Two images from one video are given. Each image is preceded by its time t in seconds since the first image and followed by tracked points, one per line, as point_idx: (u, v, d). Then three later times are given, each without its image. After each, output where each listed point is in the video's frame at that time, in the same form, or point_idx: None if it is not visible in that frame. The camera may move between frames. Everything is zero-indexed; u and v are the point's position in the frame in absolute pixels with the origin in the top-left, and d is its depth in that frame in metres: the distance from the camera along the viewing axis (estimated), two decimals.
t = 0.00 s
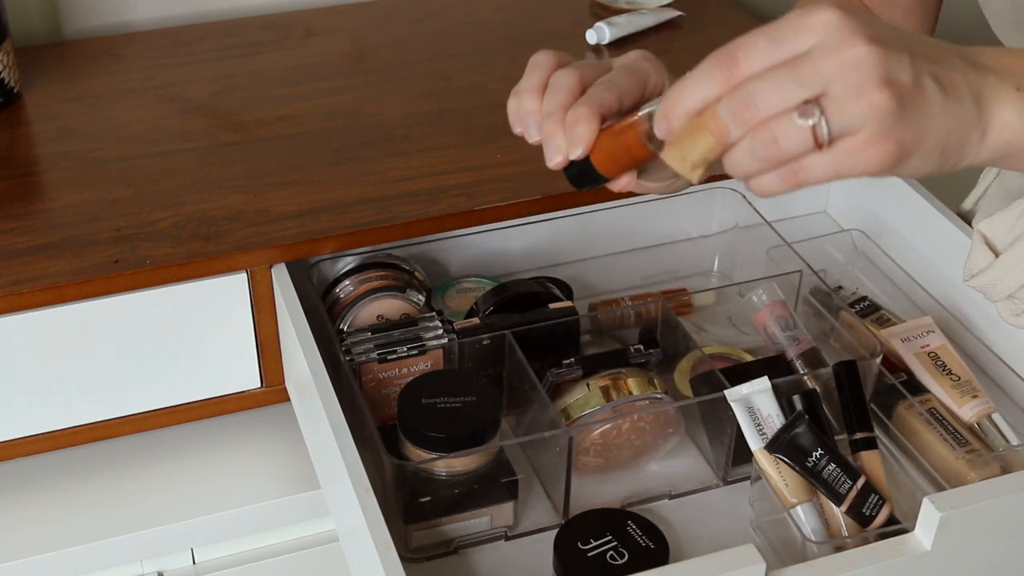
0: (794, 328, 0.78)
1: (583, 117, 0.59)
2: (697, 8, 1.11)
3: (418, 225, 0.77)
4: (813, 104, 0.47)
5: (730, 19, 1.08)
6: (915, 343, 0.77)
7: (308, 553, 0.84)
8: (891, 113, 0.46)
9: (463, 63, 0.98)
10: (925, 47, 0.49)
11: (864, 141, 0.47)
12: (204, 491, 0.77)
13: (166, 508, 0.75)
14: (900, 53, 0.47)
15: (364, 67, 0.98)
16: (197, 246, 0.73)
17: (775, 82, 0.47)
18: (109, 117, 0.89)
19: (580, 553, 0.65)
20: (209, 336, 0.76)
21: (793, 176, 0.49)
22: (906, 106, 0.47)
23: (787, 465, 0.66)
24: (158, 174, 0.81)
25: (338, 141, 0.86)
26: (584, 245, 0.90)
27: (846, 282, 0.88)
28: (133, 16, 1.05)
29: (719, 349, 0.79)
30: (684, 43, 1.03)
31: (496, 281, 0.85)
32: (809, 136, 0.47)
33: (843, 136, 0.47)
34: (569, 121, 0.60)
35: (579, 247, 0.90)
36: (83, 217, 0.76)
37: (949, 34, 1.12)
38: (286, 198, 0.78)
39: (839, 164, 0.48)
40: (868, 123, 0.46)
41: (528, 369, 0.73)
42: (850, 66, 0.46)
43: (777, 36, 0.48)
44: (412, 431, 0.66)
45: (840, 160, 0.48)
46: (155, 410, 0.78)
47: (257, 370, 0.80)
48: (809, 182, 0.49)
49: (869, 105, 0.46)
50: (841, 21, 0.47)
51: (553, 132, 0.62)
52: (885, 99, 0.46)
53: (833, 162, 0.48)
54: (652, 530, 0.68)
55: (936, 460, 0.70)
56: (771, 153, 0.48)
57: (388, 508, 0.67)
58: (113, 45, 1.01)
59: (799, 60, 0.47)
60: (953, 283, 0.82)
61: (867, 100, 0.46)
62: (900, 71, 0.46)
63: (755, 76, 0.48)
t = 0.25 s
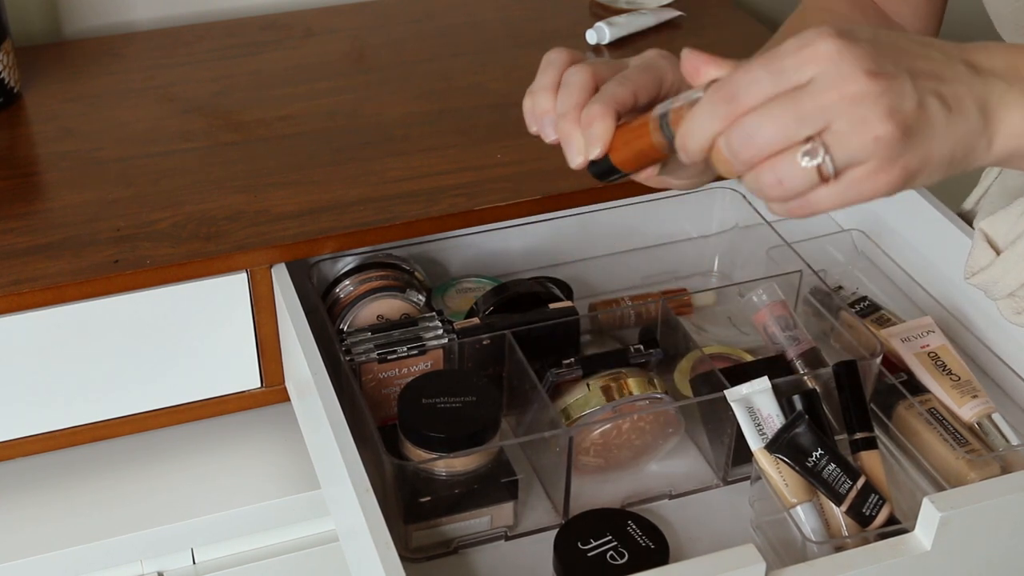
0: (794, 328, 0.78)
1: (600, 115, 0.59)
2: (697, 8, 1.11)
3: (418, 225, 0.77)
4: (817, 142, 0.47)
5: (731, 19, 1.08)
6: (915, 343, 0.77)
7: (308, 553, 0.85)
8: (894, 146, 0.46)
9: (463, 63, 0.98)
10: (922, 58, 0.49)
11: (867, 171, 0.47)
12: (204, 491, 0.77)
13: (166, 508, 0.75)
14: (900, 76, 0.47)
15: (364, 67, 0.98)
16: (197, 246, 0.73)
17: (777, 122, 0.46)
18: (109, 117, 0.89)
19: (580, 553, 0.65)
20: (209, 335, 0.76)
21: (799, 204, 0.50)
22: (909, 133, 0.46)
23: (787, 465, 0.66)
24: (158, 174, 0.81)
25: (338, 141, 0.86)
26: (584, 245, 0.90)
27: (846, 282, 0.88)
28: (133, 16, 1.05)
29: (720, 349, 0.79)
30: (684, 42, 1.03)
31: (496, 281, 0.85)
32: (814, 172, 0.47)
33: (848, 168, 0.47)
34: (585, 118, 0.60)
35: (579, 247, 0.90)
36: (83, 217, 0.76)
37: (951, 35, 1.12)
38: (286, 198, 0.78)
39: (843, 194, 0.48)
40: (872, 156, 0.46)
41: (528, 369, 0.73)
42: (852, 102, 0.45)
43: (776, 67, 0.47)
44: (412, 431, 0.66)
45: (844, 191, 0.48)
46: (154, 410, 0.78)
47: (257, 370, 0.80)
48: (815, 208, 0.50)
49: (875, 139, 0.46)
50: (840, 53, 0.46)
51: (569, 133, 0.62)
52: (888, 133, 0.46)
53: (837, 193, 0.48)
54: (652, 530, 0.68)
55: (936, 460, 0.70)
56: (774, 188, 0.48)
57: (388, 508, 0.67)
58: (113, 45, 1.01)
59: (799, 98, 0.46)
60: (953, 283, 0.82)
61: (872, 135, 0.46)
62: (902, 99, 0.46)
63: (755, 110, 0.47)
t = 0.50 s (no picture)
0: (794, 328, 0.78)
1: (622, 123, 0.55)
2: (697, 8, 1.11)
3: (418, 225, 0.77)
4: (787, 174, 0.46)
5: (730, 20, 1.08)
6: (915, 343, 0.77)
7: (308, 553, 0.84)
8: (871, 181, 0.45)
9: (463, 63, 0.98)
10: (910, 67, 0.47)
11: (843, 205, 0.46)
12: (204, 491, 0.77)
13: (166, 509, 0.75)
14: (878, 102, 0.45)
15: (364, 67, 0.98)
16: (197, 246, 0.73)
17: (741, 158, 0.46)
18: (109, 117, 0.89)
19: (580, 553, 0.65)
20: (209, 335, 0.76)
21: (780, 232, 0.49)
22: (886, 164, 0.45)
23: (787, 465, 0.66)
24: (158, 174, 0.81)
25: (338, 141, 0.86)
26: (584, 245, 0.90)
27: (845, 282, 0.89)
28: (133, 15, 1.05)
29: (720, 349, 0.79)
30: (684, 43, 1.03)
31: (495, 281, 0.85)
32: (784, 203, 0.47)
33: (822, 200, 0.46)
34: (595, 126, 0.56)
35: (579, 247, 0.90)
36: (83, 217, 0.76)
37: (950, 37, 1.13)
38: (286, 198, 0.78)
39: (822, 226, 0.47)
40: (845, 189, 0.45)
41: (528, 369, 0.73)
42: (819, 137, 0.44)
43: (744, 94, 0.46)
44: (412, 432, 0.66)
45: (823, 223, 0.47)
46: (154, 410, 0.78)
47: (257, 370, 0.80)
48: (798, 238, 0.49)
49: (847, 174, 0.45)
50: (813, 82, 0.44)
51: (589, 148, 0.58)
52: (861, 168, 0.44)
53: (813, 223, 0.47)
54: (652, 530, 0.68)
55: (936, 460, 0.70)
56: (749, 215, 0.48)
57: (388, 509, 0.67)
58: (113, 45, 1.01)
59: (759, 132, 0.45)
60: (949, 283, 0.82)
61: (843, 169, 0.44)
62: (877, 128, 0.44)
63: (722, 141, 0.47)
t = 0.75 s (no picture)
0: (794, 328, 0.78)
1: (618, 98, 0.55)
2: (697, 8, 1.11)
3: (418, 225, 0.77)
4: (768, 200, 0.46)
5: (730, 20, 1.08)
6: (915, 343, 0.77)
7: (308, 553, 0.84)
8: (853, 204, 0.45)
9: (463, 63, 0.98)
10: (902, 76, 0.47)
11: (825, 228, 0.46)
12: (205, 491, 0.77)
13: (166, 508, 0.75)
14: (856, 123, 0.45)
15: (364, 67, 0.98)
16: (197, 246, 0.73)
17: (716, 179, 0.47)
18: (109, 117, 0.89)
19: (580, 553, 0.65)
20: (209, 335, 0.76)
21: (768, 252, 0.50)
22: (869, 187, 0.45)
23: (787, 465, 0.66)
24: (158, 174, 0.81)
25: (338, 141, 0.86)
26: (584, 245, 0.90)
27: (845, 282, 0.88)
28: (133, 15, 1.05)
29: (720, 349, 0.79)
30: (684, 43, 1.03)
31: (495, 281, 0.85)
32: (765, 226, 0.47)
33: (804, 222, 0.47)
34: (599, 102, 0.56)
35: (579, 247, 0.90)
36: (83, 217, 0.76)
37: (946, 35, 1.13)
38: (286, 198, 0.78)
39: (808, 248, 0.48)
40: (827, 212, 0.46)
41: (528, 369, 0.73)
42: (798, 162, 0.44)
43: (721, 119, 0.46)
44: (412, 432, 0.66)
45: (809, 245, 0.47)
46: (155, 410, 0.78)
47: (257, 370, 0.80)
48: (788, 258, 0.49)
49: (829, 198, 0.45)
50: (790, 106, 0.44)
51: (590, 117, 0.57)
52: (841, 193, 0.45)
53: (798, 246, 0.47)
54: (652, 530, 0.68)
55: (936, 461, 0.70)
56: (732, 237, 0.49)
57: (388, 509, 0.67)
58: (113, 45, 1.01)
59: (735, 157, 0.46)
60: (948, 284, 0.82)
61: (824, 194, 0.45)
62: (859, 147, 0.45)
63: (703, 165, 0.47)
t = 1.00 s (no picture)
0: (794, 328, 0.78)
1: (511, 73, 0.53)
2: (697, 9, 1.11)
3: (418, 225, 0.77)
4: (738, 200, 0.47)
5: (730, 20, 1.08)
6: (915, 343, 0.77)
7: (307, 553, 0.84)
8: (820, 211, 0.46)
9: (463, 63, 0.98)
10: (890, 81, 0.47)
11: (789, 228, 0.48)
12: (204, 491, 0.77)
13: (165, 508, 0.75)
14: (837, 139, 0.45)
15: (364, 67, 0.98)
16: (197, 246, 0.73)
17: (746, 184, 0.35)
18: (109, 117, 0.89)
19: (580, 553, 0.65)
20: (209, 335, 0.76)
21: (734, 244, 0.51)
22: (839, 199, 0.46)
23: (787, 465, 0.66)
24: (158, 174, 0.81)
25: (338, 141, 0.86)
26: (584, 246, 0.90)
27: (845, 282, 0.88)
28: (133, 15, 1.05)
29: (719, 348, 0.79)
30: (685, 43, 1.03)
31: (495, 281, 0.85)
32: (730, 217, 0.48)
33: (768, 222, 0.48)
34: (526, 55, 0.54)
35: (578, 247, 0.90)
36: (82, 217, 0.76)
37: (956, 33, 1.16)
38: (286, 198, 0.78)
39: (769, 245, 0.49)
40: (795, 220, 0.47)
41: (528, 369, 0.73)
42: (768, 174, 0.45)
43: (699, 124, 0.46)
44: (412, 431, 0.66)
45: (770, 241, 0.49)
46: (155, 409, 0.78)
47: (257, 370, 0.80)
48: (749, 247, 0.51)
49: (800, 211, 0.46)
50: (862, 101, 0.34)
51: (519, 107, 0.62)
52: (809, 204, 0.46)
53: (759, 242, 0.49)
54: (652, 530, 0.68)
55: (936, 460, 0.70)
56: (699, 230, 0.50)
57: (387, 508, 0.67)
58: (113, 45, 1.01)
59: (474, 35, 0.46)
60: (953, 283, 0.82)
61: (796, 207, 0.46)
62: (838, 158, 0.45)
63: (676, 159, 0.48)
